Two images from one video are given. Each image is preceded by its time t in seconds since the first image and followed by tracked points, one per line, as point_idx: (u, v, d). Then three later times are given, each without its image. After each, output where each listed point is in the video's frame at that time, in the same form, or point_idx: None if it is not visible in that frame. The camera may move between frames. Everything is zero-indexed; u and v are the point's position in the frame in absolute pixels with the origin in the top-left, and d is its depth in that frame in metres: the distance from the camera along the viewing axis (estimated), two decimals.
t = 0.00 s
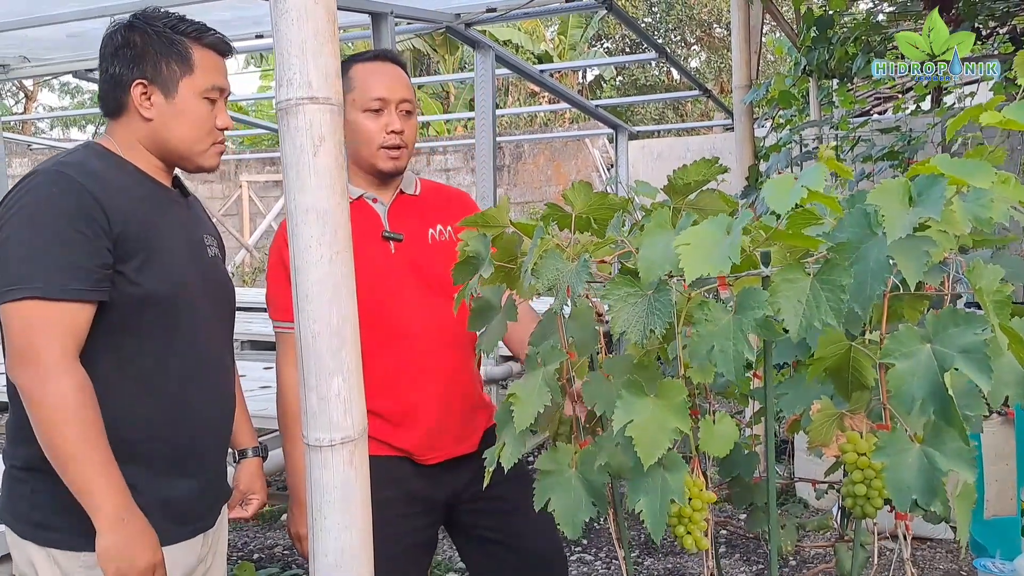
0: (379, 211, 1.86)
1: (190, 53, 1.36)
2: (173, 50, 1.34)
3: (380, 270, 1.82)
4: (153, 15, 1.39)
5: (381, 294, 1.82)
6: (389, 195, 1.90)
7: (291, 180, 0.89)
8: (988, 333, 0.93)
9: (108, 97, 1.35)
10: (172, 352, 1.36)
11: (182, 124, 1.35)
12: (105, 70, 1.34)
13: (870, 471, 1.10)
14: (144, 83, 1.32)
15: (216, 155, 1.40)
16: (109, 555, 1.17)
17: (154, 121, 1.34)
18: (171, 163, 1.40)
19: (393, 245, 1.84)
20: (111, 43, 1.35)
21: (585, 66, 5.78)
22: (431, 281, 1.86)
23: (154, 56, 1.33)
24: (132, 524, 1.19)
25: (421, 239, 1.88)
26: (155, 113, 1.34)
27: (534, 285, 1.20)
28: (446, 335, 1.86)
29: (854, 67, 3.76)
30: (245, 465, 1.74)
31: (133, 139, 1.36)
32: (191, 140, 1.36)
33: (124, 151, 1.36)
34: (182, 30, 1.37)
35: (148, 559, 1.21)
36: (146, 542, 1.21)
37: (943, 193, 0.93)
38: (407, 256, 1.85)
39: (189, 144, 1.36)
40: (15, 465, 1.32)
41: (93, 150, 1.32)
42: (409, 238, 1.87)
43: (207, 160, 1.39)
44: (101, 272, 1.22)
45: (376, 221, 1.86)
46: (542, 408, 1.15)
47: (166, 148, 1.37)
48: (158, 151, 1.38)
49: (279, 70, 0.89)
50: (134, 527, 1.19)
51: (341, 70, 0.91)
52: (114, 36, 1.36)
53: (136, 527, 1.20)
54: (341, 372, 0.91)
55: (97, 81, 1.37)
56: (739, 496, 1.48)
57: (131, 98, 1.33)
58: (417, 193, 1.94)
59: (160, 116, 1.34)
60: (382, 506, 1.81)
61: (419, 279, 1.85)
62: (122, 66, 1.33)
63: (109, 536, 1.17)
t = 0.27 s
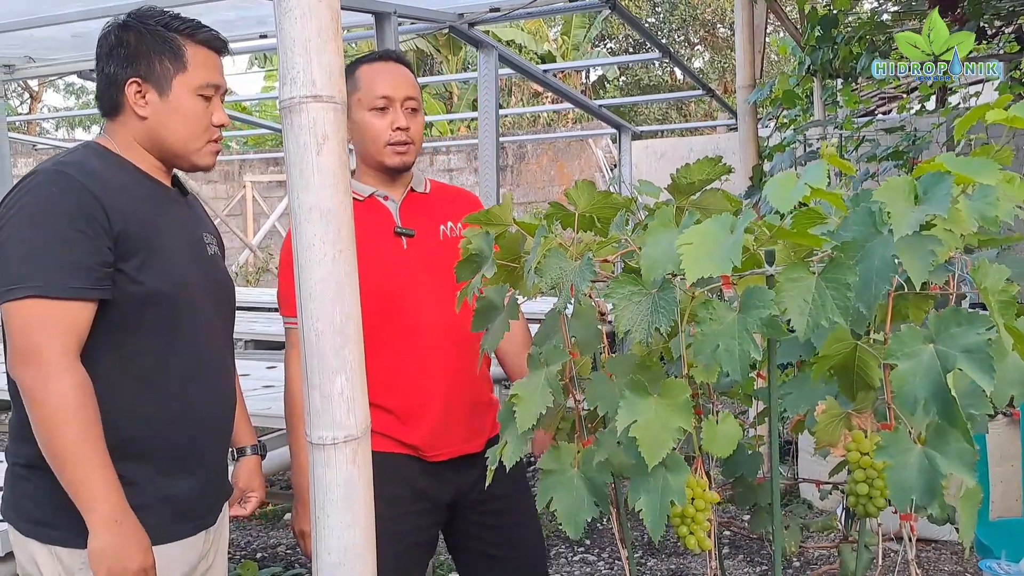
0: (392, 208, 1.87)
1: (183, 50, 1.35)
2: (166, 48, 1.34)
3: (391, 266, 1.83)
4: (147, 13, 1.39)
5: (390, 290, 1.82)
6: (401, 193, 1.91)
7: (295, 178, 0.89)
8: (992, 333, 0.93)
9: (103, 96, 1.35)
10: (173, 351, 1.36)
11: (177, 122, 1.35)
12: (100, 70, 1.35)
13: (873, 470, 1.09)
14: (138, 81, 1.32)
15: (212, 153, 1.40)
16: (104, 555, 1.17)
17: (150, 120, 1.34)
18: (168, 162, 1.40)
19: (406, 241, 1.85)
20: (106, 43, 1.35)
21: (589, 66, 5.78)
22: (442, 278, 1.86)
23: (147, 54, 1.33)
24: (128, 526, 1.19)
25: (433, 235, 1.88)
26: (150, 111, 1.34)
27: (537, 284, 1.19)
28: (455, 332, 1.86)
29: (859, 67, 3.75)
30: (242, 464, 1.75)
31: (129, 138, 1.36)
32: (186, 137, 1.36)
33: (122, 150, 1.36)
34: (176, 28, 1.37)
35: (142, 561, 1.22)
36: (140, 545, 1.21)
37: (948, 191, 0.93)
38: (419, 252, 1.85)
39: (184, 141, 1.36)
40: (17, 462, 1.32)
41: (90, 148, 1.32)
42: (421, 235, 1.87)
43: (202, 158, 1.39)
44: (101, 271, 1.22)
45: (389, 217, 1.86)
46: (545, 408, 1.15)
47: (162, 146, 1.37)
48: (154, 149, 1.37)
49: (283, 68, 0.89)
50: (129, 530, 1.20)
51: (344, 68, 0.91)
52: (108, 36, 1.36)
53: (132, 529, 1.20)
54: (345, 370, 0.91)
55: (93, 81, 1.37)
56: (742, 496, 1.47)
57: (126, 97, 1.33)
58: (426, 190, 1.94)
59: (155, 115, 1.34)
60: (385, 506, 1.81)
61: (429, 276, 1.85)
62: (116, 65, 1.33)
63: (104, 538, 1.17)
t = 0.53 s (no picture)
0: (421, 205, 1.89)
1: (173, 45, 1.35)
2: (156, 44, 1.33)
3: (420, 263, 1.84)
4: (136, 11, 1.39)
5: (417, 287, 1.83)
6: (431, 190, 1.93)
7: (300, 179, 0.89)
8: (1001, 334, 0.93)
9: (99, 98, 1.36)
10: (174, 350, 1.36)
11: (171, 118, 1.35)
12: (94, 72, 1.35)
13: (881, 472, 1.09)
14: (131, 80, 1.32)
15: (209, 148, 1.40)
16: (110, 554, 1.17)
17: (144, 118, 1.35)
18: (168, 160, 1.41)
19: (434, 237, 1.86)
20: (98, 44, 1.36)
21: (594, 66, 5.78)
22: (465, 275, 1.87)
23: (137, 52, 1.32)
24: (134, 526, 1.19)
25: (459, 233, 1.91)
26: (144, 110, 1.34)
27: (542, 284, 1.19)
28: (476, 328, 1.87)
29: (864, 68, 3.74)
30: (244, 464, 1.74)
31: (126, 139, 1.37)
32: (181, 134, 1.36)
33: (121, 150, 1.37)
34: (164, 24, 1.36)
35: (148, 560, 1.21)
36: (147, 544, 1.21)
37: (956, 191, 0.92)
38: (447, 248, 1.87)
39: (179, 138, 1.36)
40: (21, 462, 1.32)
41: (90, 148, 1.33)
42: (449, 232, 1.89)
43: (200, 153, 1.39)
44: (103, 269, 1.22)
45: (419, 213, 1.88)
46: (549, 408, 1.15)
47: (159, 145, 1.37)
48: (151, 148, 1.38)
49: (289, 69, 0.89)
50: (135, 528, 1.20)
51: (350, 68, 0.91)
52: (100, 37, 1.36)
53: (138, 527, 1.20)
54: (350, 370, 0.91)
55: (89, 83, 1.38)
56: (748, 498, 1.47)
57: (120, 97, 1.34)
58: (455, 191, 1.97)
59: (149, 113, 1.34)
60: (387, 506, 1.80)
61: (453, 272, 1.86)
62: (108, 66, 1.33)
63: (108, 536, 1.17)
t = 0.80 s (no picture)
0: (445, 203, 1.97)
1: (160, 42, 1.35)
2: (142, 42, 1.34)
3: (444, 261, 1.91)
4: (120, 11, 1.39)
5: (440, 286, 1.91)
6: (453, 189, 2.02)
7: (304, 179, 0.89)
8: (1003, 334, 0.93)
9: (91, 102, 1.36)
10: (175, 350, 1.37)
11: (163, 116, 1.35)
12: (85, 76, 1.36)
13: (883, 472, 1.09)
14: (121, 80, 1.33)
15: (205, 142, 1.40)
16: (161, 534, 1.18)
17: (137, 118, 1.35)
18: (165, 160, 1.41)
19: (458, 233, 1.95)
20: (86, 48, 1.36)
21: (597, 66, 5.78)
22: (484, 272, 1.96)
23: (125, 53, 1.33)
24: (180, 505, 1.20)
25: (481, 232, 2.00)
26: (136, 110, 1.34)
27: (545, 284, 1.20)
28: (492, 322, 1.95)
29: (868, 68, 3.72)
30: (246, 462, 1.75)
31: (122, 141, 1.37)
32: (175, 130, 1.36)
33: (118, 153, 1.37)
34: (149, 21, 1.36)
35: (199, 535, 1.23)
36: (196, 520, 1.22)
37: (958, 192, 0.93)
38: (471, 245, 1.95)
39: (174, 135, 1.36)
40: (24, 461, 1.33)
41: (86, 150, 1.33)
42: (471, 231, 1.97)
43: (196, 149, 1.39)
44: (105, 270, 1.22)
45: (443, 210, 1.96)
46: (552, 408, 1.15)
47: (155, 143, 1.37)
48: (147, 148, 1.38)
49: (293, 70, 0.89)
50: (181, 506, 1.20)
51: (352, 68, 0.91)
52: (86, 41, 1.37)
53: (184, 504, 1.21)
54: (354, 370, 0.91)
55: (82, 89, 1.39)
56: (751, 498, 1.47)
57: (110, 99, 1.34)
58: (475, 192, 2.06)
59: (141, 113, 1.34)
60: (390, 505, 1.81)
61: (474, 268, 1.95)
62: (96, 68, 1.33)
63: (157, 516, 1.18)
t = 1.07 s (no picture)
0: (459, 203, 2.00)
1: (176, 44, 1.36)
2: (160, 44, 1.34)
3: (452, 261, 1.94)
4: (129, 12, 1.39)
5: (449, 288, 1.94)
6: (467, 190, 2.05)
7: (311, 180, 0.90)
8: (1009, 336, 0.93)
9: (100, 100, 1.35)
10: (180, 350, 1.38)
11: (178, 117, 1.35)
12: (95, 74, 1.34)
13: (889, 473, 1.09)
14: (137, 80, 1.32)
15: (215, 145, 1.41)
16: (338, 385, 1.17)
17: (152, 119, 1.35)
18: (173, 160, 1.41)
19: (470, 233, 1.98)
20: (98, 47, 1.35)
21: (605, 67, 5.78)
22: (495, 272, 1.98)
23: (142, 53, 1.33)
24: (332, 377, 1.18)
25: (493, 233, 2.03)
26: (152, 110, 1.34)
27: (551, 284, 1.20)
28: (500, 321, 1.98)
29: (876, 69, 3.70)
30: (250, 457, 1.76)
31: (133, 141, 1.37)
32: (188, 132, 1.37)
33: (124, 154, 1.38)
34: (163, 24, 1.38)
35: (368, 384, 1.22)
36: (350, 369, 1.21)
37: (965, 193, 0.93)
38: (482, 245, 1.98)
39: (186, 136, 1.37)
40: (33, 460, 1.34)
41: (94, 156, 1.33)
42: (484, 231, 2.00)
43: (206, 152, 1.40)
44: (124, 271, 1.23)
45: (456, 210, 1.99)
46: (557, 409, 1.15)
47: (166, 144, 1.37)
48: (157, 148, 1.38)
49: (300, 71, 0.90)
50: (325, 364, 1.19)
51: (359, 69, 0.91)
52: (97, 40, 1.36)
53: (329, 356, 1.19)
54: (360, 369, 0.92)
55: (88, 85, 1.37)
56: (757, 498, 1.47)
57: (126, 98, 1.33)
58: (489, 194, 2.09)
59: (156, 113, 1.34)
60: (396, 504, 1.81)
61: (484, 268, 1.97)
62: (111, 67, 1.32)
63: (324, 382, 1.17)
